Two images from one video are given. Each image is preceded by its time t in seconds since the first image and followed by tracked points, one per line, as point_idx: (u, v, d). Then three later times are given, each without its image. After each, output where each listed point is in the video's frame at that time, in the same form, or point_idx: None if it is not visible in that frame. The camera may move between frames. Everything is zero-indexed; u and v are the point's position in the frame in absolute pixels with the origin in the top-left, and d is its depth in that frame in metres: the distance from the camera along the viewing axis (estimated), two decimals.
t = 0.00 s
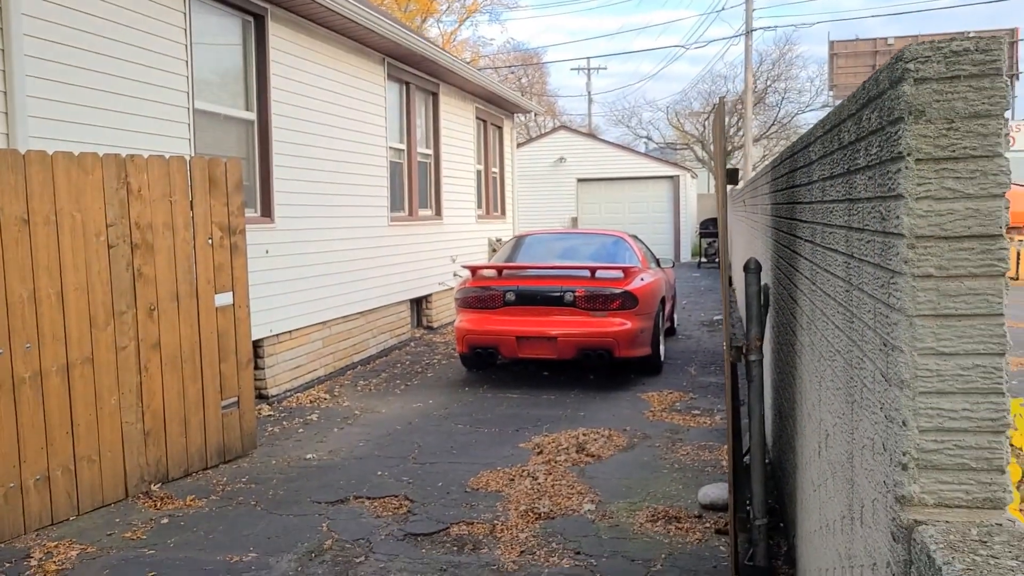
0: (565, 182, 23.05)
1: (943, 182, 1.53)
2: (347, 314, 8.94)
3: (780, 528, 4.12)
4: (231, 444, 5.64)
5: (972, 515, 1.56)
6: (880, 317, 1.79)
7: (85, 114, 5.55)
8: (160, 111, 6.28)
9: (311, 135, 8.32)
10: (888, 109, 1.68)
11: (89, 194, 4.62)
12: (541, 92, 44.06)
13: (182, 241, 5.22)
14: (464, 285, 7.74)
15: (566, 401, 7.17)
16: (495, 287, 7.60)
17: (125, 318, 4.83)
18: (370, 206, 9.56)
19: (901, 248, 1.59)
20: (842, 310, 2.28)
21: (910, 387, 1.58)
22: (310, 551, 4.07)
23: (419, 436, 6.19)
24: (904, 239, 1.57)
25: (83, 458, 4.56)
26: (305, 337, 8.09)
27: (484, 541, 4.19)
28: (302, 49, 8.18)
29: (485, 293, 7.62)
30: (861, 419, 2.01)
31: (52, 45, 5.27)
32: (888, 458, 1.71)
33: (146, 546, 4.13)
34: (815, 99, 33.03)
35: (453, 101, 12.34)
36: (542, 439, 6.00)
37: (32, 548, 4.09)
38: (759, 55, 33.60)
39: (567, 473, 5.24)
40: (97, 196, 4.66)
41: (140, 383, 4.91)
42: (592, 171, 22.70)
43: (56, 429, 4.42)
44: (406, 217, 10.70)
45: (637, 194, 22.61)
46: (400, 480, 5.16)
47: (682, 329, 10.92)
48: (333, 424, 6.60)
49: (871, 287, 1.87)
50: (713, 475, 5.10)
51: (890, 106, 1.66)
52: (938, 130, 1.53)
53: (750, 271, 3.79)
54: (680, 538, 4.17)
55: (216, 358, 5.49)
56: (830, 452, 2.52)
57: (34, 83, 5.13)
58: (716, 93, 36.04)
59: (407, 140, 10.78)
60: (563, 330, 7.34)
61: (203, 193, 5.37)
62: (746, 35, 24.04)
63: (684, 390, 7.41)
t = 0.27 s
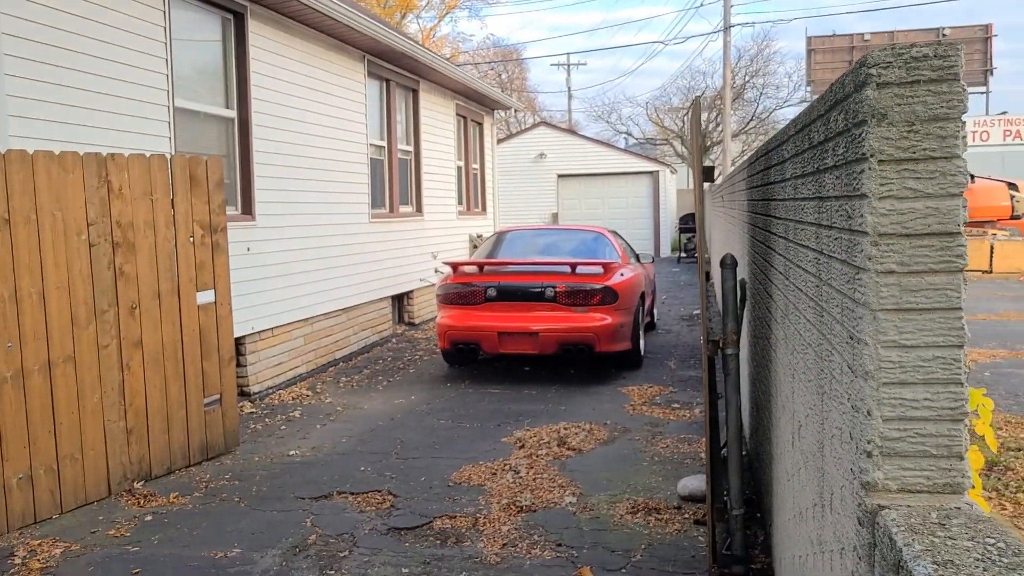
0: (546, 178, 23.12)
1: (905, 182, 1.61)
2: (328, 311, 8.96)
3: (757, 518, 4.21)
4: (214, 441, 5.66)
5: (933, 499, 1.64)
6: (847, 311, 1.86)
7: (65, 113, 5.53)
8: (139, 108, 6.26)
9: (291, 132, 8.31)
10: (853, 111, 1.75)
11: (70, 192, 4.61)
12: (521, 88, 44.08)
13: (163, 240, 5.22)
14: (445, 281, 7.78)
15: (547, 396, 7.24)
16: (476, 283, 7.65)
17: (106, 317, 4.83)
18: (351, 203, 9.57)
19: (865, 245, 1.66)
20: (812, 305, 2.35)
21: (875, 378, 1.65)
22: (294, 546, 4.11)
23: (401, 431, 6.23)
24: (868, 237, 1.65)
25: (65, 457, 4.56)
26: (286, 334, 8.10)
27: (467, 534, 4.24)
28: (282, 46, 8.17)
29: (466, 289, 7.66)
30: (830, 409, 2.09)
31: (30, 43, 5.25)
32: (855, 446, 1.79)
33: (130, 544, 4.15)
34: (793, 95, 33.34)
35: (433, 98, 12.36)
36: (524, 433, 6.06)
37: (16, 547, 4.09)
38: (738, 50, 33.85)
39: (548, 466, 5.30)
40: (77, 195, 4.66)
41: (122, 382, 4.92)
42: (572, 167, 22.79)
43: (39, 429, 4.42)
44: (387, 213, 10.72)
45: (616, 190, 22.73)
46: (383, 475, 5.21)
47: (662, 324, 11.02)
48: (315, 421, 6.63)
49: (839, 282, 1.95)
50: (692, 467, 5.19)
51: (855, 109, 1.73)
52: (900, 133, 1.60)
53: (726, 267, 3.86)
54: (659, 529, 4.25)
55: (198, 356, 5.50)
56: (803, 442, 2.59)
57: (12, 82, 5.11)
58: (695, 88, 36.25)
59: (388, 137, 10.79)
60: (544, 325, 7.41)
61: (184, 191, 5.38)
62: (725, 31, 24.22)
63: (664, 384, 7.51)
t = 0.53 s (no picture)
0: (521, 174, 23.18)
1: (855, 176, 1.68)
2: (304, 309, 8.95)
3: (729, 506, 4.29)
4: (190, 441, 5.65)
5: (885, 480, 1.71)
6: (804, 300, 1.93)
7: (35, 113, 5.50)
8: (110, 108, 6.22)
9: (264, 130, 8.29)
10: (807, 108, 1.81)
11: (41, 193, 4.59)
12: (496, 84, 44.07)
13: (136, 239, 5.21)
14: (421, 277, 7.81)
15: (523, 390, 7.30)
16: (452, 280, 7.68)
17: (80, 317, 4.82)
18: (326, 201, 9.56)
19: (819, 237, 1.73)
20: (775, 296, 2.42)
21: (829, 365, 1.72)
22: (272, 543, 4.13)
23: (379, 428, 6.26)
24: (822, 229, 1.71)
25: (40, 459, 4.54)
26: (263, 333, 8.09)
27: (445, 528, 4.29)
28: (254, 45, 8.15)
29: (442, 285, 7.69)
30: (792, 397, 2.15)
31: None
32: (812, 431, 1.85)
33: (107, 544, 4.15)
34: (765, 89, 33.67)
35: (407, 95, 12.36)
36: (501, 428, 6.12)
37: None
38: (711, 46, 34.12)
39: (525, 460, 5.36)
40: (49, 196, 4.64)
41: (97, 382, 4.91)
42: (548, 163, 22.86)
43: (13, 430, 4.40)
44: (363, 211, 10.71)
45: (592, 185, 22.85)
46: (361, 472, 5.24)
47: (637, 318, 11.12)
48: (292, 419, 6.64)
49: (797, 273, 2.01)
50: (666, 458, 5.27)
51: (808, 106, 1.79)
52: (850, 129, 1.67)
53: (695, 259, 3.95)
54: (634, 518, 4.32)
55: (173, 356, 5.50)
56: (768, 430, 2.66)
57: None
58: (668, 83, 36.46)
59: (362, 134, 10.78)
60: (520, 320, 7.46)
61: (157, 191, 5.36)
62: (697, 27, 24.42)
63: (639, 377, 7.59)
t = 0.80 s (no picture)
0: (518, 162, 23.19)
1: (840, 159, 1.71)
2: (302, 297, 8.99)
3: (723, 489, 4.35)
4: (190, 427, 5.70)
5: (869, 455, 1.75)
6: (792, 281, 1.97)
7: (32, 101, 5.51)
8: (108, 96, 6.24)
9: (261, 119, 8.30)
10: (795, 92, 1.84)
11: (40, 181, 4.62)
12: (493, 71, 43.96)
13: (135, 227, 5.24)
14: (418, 265, 7.84)
15: (520, 376, 7.35)
16: (449, 267, 7.72)
17: (79, 305, 4.86)
18: (323, 189, 9.58)
19: (806, 219, 1.76)
20: (765, 279, 2.46)
21: (815, 343, 1.76)
22: (272, 526, 4.19)
23: (377, 414, 6.31)
24: (808, 211, 1.75)
25: (42, 445, 4.59)
26: (261, 320, 8.13)
27: (442, 511, 4.34)
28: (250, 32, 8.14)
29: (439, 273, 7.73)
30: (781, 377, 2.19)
31: None
32: (799, 409, 1.90)
33: (109, 527, 4.20)
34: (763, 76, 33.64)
35: (403, 83, 12.36)
36: (498, 413, 6.17)
37: None
38: (708, 33, 34.09)
39: (522, 444, 5.41)
40: (48, 184, 4.67)
41: (97, 369, 4.95)
42: (545, 151, 22.87)
43: (14, 417, 4.44)
44: (359, 199, 10.73)
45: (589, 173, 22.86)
46: (359, 456, 5.29)
47: (634, 305, 11.17)
48: (291, 405, 6.69)
49: (786, 255, 2.05)
50: (661, 442, 5.32)
51: (796, 91, 1.83)
52: (836, 112, 1.71)
53: (689, 245, 3.99)
54: (629, 501, 4.38)
55: (172, 343, 5.53)
56: (759, 411, 2.71)
57: None
58: (666, 71, 36.40)
59: (359, 122, 10.79)
60: (517, 307, 7.50)
61: (155, 179, 5.39)
62: (695, 14, 24.39)
63: (635, 363, 7.64)
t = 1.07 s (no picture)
0: (529, 161, 23.21)
1: (850, 158, 1.71)
2: (311, 292, 9.02)
3: (729, 492, 4.32)
4: (198, 419, 5.73)
5: (874, 455, 1.75)
6: (800, 281, 1.96)
7: (47, 92, 5.55)
8: (121, 89, 6.27)
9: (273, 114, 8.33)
10: (805, 91, 1.84)
11: (53, 172, 4.65)
12: (505, 70, 43.96)
13: (146, 219, 5.27)
14: (427, 262, 7.85)
15: (527, 375, 7.35)
16: (457, 265, 7.73)
17: (90, 295, 4.89)
18: (333, 185, 9.61)
19: (814, 218, 1.76)
20: (773, 278, 2.46)
21: (822, 342, 1.76)
22: (277, 518, 4.20)
23: (383, 410, 6.33)
24: (817, 209, 1.75)
25: (51, 434, 4.62)
26: (269, 315, 8.16)
27: (447, 507, 4.35)
28: (263, 29, 8.18)
29: (448, 270, 7.74)
30: (787, 376, 2.19)
31: (11, 22, 5.26)
32: (805, 408, 1.90)
33: (116, 517, 4.23)
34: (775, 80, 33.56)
35: (416, 80, 12.38)
36: (504, 411, 6.18)
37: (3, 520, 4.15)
38: (721, 35, 34.04)
39: (527, 442, 5.42)
40: (61, 175, 4.70)
41: (106, 359, 4.98)
42: (556, 150, 22.88)
43: (24, 405, 4.47)
44: (369, 195, 10.76)
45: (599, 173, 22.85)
46: (365, 452, 5.31)
47: (643, 306, 11.16)
48: (298, 400, 6.71)
49: (794, 255, 2.05)
50: (667, 443, 5.32)
51: (807, 89, 1.83)
52: (846, 111, 1.70)
53: (698, 245, 3.99)
54: (634, 501, 4.37)
55: (181, 335, 5.56)
56: (765, 412, 2.71)
57: None
58: (678, 72, 36.34)
59: (370, 119, 10.82)
60: (525, 305, 7.50)
61: (167, 171, 5.42)
62: (708, 16, 24.36)
63: (643, 364, 7.63)
